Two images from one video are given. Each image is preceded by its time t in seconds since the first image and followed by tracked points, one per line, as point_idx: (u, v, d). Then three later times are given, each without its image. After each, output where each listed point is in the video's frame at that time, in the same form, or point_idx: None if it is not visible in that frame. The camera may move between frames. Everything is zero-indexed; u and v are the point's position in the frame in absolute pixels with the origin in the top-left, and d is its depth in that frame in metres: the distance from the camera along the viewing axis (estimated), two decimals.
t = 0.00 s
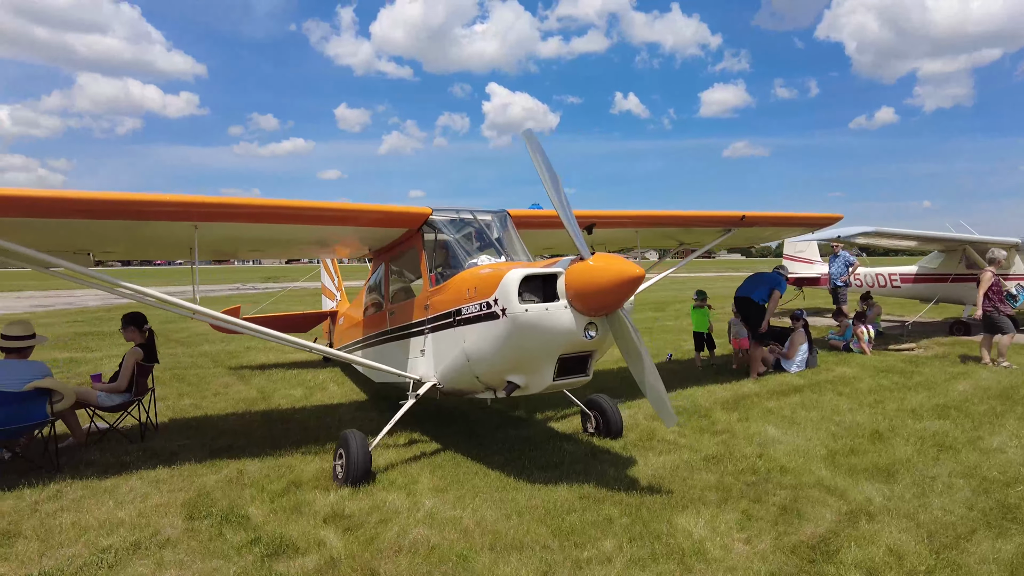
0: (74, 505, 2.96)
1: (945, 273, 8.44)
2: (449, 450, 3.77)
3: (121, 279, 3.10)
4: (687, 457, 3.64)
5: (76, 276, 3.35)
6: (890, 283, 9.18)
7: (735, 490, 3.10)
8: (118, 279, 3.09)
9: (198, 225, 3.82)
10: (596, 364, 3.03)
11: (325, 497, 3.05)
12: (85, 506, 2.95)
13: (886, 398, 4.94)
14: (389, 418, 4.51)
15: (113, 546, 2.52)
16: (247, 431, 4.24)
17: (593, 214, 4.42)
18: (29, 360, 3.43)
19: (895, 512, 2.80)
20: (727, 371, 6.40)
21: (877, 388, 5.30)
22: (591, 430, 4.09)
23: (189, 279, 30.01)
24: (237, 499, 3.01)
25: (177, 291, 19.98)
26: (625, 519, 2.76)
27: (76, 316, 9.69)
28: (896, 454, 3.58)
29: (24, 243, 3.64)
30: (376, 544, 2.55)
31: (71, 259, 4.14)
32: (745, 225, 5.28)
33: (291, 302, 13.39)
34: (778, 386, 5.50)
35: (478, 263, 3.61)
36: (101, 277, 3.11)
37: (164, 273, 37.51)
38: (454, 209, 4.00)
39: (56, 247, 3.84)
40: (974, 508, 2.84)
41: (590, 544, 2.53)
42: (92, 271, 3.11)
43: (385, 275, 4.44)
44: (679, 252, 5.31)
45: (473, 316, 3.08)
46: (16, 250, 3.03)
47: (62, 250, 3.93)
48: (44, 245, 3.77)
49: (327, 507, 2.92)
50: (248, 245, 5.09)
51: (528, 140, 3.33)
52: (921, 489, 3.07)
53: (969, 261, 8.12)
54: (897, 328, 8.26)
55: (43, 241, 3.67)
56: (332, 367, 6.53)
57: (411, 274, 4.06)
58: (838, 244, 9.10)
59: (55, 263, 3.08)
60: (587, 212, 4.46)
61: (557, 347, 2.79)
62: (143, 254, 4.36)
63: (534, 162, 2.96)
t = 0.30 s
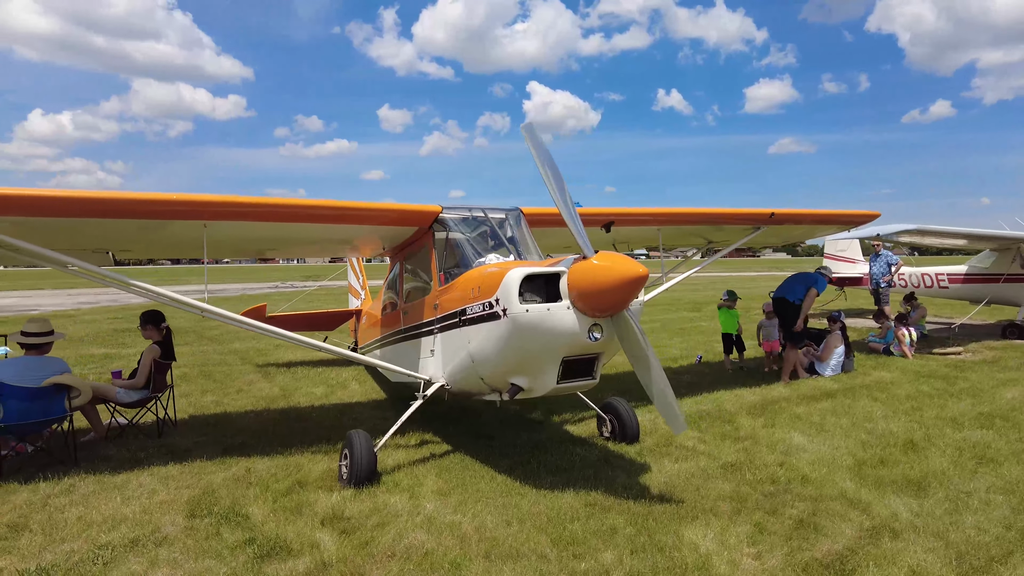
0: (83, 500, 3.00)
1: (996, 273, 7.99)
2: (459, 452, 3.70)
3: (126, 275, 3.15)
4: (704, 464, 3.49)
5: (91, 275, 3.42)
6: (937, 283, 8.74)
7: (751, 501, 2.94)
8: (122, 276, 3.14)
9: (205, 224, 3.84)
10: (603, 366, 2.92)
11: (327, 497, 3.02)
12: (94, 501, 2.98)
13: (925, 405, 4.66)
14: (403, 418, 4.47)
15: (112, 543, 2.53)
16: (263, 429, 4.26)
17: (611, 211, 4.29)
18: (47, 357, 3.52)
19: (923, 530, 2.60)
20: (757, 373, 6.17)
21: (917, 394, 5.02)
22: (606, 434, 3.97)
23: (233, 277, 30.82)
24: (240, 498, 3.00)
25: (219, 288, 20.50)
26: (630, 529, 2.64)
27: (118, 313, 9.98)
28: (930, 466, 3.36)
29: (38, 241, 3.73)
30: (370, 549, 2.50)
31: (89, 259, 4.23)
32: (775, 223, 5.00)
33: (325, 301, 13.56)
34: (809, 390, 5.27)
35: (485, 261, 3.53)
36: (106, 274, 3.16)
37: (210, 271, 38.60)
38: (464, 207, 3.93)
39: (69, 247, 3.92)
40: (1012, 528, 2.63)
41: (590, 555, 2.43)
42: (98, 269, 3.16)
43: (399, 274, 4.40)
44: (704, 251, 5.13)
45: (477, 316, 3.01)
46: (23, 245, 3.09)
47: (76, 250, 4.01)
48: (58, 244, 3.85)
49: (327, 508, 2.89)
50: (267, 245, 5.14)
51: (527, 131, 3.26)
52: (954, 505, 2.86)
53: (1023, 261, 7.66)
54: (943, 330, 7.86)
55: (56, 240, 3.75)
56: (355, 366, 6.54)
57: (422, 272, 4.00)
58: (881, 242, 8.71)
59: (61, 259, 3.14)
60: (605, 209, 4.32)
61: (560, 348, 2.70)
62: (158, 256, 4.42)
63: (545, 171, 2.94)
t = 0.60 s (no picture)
0: (80, 496, 3.01)
1: None
2: (461, 454, 3.61)
3: (123, 272, 3.14)
4: (714, 472, 3.32)
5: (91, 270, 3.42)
6: (979, 283, 8.32)
7: (759, 512, 2.78)
8: (119, 272, 3.13)
9: (204, 222, 3.81)
10: (602, 368, 2.79)
11: (320, 498, 2.97)
12: (91, 497, 2.99)
13: (960, 412, 4.40)
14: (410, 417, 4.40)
15: (98, 541, 2.51)
16: (269, 427, 4.24)
17: (622, 206, 4.14)
18: (55, 352, 3.55)
19: (945, 550, 2.41)
20: (782, 376, 5.94)
21: (951, 401, 4.74)
22: (614, 437, 3.83)
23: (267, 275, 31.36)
24: (233, 498, 2.97)
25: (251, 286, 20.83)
26: (626, 540, 2.51)
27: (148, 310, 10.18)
28: (958, 478, 3.15)
29: (40, 237, 3.73)
30: (354, 554, 2.43)
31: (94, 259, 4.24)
32: (799, 219, 4.77)
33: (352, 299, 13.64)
34: (835, 395, 5.03)
35: (486, 258, 3.42)
36: (103, 271, 3.16)
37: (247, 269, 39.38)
38: (468, 202, 3.83)
39: (71, 247, 3.93)
40: None
41: (580, 568, 2.31)
42: (95, 266, 3.16)
43: (406, 272, 4.33)
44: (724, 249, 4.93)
45: (473, 316, 2.91)
46: (20, 242, 3.09)
47: (80, 249, 4.01)
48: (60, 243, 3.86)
49: (318, 510, 2.83)
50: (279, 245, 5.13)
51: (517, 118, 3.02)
52: (981, 522, 2.66)
53: None
54: (985, 333, 7.48)
55: (57, 237, 3.76)
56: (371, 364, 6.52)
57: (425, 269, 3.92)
58: (918, 241, 8.34)
59: (58, 258, 3.14)
60: (615, 206, 4.18)
61: (554, 350, 2.58)
62: (162, 257, 4.42)
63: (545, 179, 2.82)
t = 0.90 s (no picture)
0: (77, 494, 3.03)
1: None
2: (459, 459, 3.54)
3: (116, 273, 3.15)
4: (718, 482, 3.19)
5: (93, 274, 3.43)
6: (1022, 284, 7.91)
7: (761, 527, 2.65)
8: (112, 273, 3.14)
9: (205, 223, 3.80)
10: (595, 373, 2.69)
11: (309, 502, 2.93)
12: (87, 496, 3.02)
13: (991, 422, 4.15)
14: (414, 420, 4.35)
15: (85, 542, 2.52)
16: (274, 427, 4.25)
17: (628, 205, 4.02)
18: (61, 351, 3.60)
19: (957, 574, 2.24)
20: (805, 381, 5.73)
21: (983, 409, 4.49)
22: (619, 443, 3.72)
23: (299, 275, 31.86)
24: (224, 500, 2.96)
25: (281, 286, 21.15)
26: (616, 554, 2.40)
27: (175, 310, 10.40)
28: (981, 494, 2.95)
29: (42, 238, 3.77)
30: (333, 561, 2.38)
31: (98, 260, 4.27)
32: (818, 218, 4.58)
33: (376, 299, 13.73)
34: (859, 401, 4.81)
35: (481, 257, 3.35)
36: (99, 273, 3.18)
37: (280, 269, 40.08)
38: (467, 201, 3.76)
39: (82, 248, 3.99)
40: None
41: None
42: (88, 268, 3.19)
43: (409, 272, 4.28)
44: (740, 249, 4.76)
45: (464, 318, 2.83)
46: (24, 246, 3.14)
47: (83, 250, 4.04)
48: (62, 244, 3.89)
49: (305, 515, 2.79)
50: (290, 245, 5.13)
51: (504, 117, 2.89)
52: (1001, 542, 2.48)
53: None
54: None
55: (64, 238, 3.79)
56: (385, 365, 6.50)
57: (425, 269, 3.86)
58: (954, 240, 7.99)
59: (52, 259, 3.17)
60: (620, 204, 4.06)
61: (542, 355, 2.49)
62: (168, 258, 4.45)
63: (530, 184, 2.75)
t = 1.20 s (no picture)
0: (72, 486, 3.09)
1: None
2: (451, 457, 3.51)
3: (118, 272, 3.16)
4: (711, 484, 3.10)
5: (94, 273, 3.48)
6: None
7: (747, 531, 2.56)
8: (111, 274, 3.18)
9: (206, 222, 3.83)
10: (577, 371, 2.65)
11: (294, 498, 2.93)
12: (81, 488, 3.07)
13: (1009, 426, 3.98)
14: (413, 418, 4.34)
15: (70, 533, 2.55)
16: (274, 423, 4.28)
17: (626, 200, 3.95)
18: (65, 346, 3.68)
19: None
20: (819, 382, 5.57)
21: (1002, 413, 4.30)
22: (614, 444, 3.65)
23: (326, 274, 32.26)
24: (212, 494, 2.98)
25: (307, 285, 21.45)
26: (592, 556, 2.35)
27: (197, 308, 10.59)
28: (987, 501, 2.82)
29: (44, 237, 3.79)
30: (308, 557, 2.37)
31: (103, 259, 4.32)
32: (828, 214, 4.45)
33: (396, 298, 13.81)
34: (871, 403, 4.66)
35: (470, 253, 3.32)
36: (98, 272, 3.22)
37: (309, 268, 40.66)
38: (460, 198, 3.74)
39: (89, 246, 4.06)
40: None
41: None
42: (94, 267, 3.20)
43: (407, 269, 4.27)
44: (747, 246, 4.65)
45: (447, 314, 2.80)
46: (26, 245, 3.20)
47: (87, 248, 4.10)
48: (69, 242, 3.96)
49: (288, 510, 2.79)
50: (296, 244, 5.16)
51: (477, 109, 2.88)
52: (1001, 552, 2.36)
53: None
54: None
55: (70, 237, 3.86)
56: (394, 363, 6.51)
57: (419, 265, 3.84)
58: (984, 237, 7.70)
59: (56, 258, 3.19)
60: (619, 200, 3.99)
61: (520, 352, 2.45)
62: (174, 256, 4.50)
63: (506, 177, 2.76)
